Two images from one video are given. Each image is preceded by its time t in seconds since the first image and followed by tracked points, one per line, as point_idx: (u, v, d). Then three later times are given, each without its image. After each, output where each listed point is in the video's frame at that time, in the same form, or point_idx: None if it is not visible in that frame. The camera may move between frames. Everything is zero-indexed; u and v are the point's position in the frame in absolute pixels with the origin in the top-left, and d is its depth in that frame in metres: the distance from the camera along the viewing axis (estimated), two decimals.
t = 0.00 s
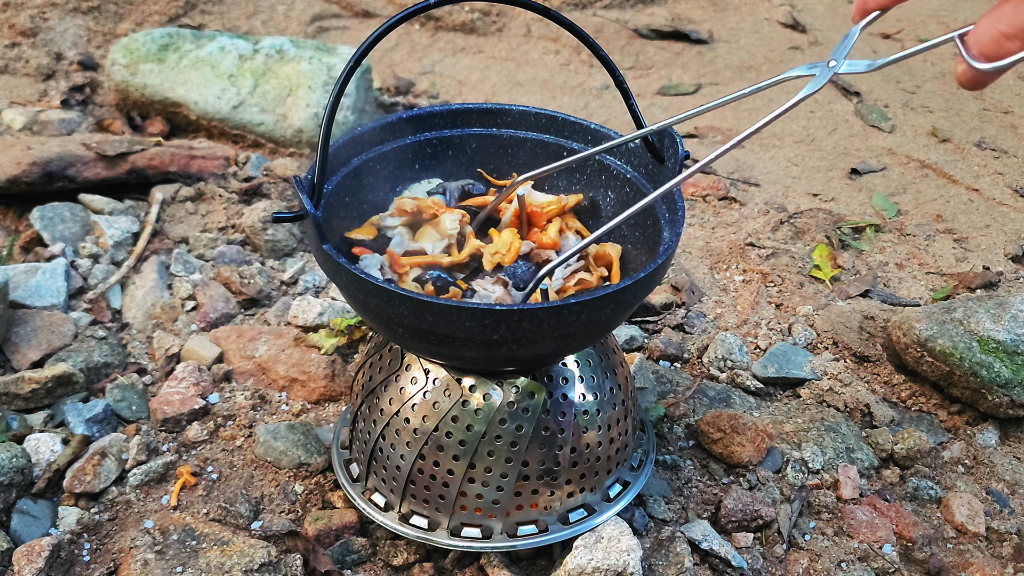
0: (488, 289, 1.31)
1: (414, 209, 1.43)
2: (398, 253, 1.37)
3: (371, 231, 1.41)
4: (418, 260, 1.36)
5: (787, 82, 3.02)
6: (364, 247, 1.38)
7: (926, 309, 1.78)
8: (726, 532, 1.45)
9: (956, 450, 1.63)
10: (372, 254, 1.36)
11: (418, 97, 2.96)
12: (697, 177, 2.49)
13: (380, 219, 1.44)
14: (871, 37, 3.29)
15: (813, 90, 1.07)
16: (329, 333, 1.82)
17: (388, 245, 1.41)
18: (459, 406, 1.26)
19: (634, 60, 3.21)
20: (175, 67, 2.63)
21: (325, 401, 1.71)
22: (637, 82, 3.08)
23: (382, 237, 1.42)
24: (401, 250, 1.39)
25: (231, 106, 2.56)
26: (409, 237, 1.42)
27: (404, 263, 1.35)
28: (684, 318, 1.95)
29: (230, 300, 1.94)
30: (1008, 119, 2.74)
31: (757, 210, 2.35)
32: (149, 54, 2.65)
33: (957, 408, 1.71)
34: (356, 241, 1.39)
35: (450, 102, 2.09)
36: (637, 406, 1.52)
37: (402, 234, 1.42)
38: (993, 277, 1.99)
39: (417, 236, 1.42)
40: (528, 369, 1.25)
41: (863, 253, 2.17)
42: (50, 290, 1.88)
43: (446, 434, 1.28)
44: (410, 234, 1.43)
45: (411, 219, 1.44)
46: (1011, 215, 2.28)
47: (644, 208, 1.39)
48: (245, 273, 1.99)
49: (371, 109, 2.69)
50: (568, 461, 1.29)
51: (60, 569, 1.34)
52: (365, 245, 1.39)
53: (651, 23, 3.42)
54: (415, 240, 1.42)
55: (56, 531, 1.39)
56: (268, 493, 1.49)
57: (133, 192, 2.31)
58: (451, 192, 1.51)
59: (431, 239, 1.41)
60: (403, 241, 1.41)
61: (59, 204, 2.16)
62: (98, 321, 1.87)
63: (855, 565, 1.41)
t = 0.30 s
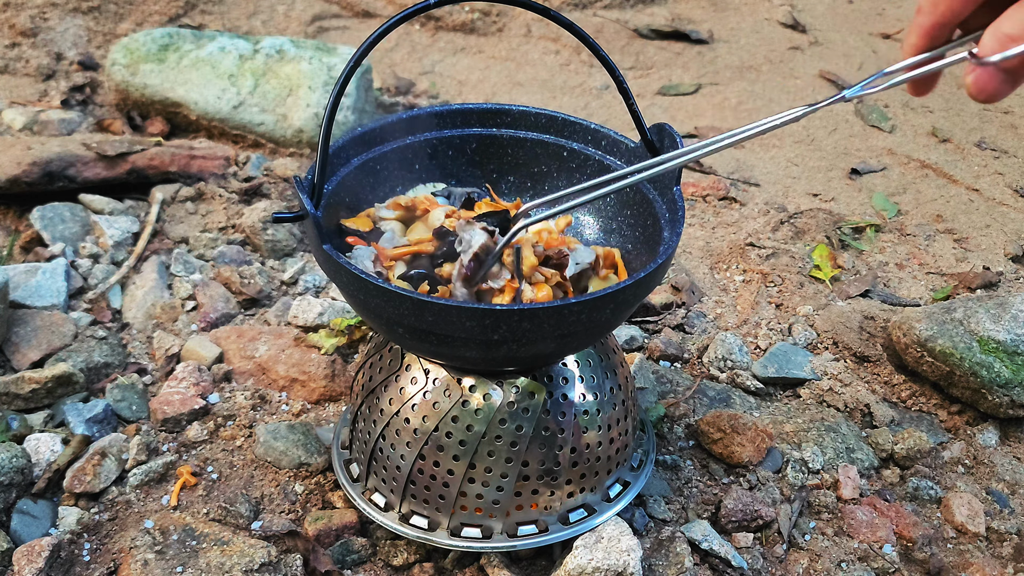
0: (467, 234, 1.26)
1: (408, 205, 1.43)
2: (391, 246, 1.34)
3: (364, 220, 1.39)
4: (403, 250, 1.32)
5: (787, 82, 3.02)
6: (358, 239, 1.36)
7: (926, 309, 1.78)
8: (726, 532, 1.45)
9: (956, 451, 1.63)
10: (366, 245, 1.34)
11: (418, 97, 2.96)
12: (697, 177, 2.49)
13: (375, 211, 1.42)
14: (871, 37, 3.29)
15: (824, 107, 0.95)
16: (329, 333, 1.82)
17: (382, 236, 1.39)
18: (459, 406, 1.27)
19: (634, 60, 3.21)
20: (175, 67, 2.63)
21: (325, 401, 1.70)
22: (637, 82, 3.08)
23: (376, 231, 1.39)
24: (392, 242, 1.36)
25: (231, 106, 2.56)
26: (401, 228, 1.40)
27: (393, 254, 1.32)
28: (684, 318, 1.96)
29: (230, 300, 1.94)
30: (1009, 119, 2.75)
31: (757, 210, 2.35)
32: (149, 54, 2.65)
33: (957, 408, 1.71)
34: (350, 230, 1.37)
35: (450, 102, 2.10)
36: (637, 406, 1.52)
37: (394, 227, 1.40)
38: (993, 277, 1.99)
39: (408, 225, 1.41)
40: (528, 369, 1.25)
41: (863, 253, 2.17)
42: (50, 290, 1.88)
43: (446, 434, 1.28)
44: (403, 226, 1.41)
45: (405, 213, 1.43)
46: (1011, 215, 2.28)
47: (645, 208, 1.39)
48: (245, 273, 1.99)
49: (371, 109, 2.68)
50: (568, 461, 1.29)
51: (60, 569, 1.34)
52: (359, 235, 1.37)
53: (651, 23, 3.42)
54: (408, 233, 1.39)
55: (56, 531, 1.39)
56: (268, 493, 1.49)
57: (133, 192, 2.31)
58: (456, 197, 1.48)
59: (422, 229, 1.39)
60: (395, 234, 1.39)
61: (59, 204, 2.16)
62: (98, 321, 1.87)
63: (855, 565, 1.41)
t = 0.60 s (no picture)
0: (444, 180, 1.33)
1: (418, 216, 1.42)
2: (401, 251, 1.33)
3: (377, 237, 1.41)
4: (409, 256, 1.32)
5: (787, 82, 3.02)
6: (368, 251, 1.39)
7: (926, 309, 1.78)
8: (726, 532, 1.45)
9: (956, 450, 1.63)
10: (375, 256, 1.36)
11: (418, 97, 2.96)
12: (697, 177, 2.49)
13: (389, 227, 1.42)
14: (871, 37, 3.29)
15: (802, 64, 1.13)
16: (329, 333, 1.82)
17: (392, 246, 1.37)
18: (459, 406, 1.26)
19: (634, 60, 3.21)
20: (175, 67, 2.63)
21: (325, 401, 1.70)
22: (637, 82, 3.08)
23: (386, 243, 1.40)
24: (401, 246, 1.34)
25: (231, 106, 2.56)
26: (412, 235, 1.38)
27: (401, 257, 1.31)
28: (684, 318, 1.96)
29: (230, 300, 1.94)
30: (1009, 119, 2.75)
31: (757, 210, 2.35)
32: (149, 54, 2.65)
33: (957, 409, 1.71)
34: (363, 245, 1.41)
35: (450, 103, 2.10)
36: (637, 406, 1.52)
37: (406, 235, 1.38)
38: (993, 277, 1.99)
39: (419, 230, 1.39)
40: (528, 369, 1.25)
41: (863, 252, 2.17)
42: (50, 290, 1.87)
43: (446, 434, 1.28)
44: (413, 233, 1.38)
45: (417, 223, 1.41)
46: (1011, 215, 2.28)
47: (645, 208, 1.39)
48: (245, 273, 1.99)
49: (371, 109, 2.68)
50: (568, 460, 1.29)
51: (60, 569, 1.34)
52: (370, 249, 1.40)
53: (651, 23, 3.42)
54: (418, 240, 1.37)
55: (56, 531, 1.39)
56: (267, 493, 1.49)
57: (133, 192, 2.31)
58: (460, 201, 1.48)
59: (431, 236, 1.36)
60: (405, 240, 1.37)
61: (59, 204, 2.16)
62: (99, 321, 1.87)
63: (855, 565, 1.41)
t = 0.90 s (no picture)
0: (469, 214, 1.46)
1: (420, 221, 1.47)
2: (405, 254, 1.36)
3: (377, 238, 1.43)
4: (414, 257, 1.34)
5: (787, 82, 3.02)
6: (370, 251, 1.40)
7: (925, 309, 1.78)
8: (726, 532, 1.45)
9: (956, 451, 1.63)
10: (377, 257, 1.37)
11: (418, 98, 2.96)
12: (697, 177, 2.49)
13: (391, 231, 1.45)
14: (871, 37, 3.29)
15: None
16: (329, 333, 1.82)
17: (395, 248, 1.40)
18: (459, 406, 1.27)
19: (634, 60, 3.21)
20: (175, 66, 2.63)
21: (325, 401, 1.71)
22: (637, 82, 3.08)
23: (389, 243, 1.43)
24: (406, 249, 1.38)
25: (231, 106, 2.56)
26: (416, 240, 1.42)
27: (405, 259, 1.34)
28: (684, 318, 1.96)
29: (230, 300, 1.94)
30: (1009, 119, 2.74)
31: (757, 210, 2.35)
32: (149, 54, 2.65)
33: (957, 408, 1.71)
34: (364, 246, 1.42)
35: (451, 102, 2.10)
36: (637, 406, 1.52)
37: (410, 238, 1.42)
38: (993, 277, 1.99)
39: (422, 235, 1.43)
40: (528, 369, 1.25)
41: (863, 252, 2.17)
42: (50, 290, 1.87)
43: (446, 434, 1.28)
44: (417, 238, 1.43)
45: (420, 227, 1.46)
46: (1011, 215, 2.28)
47: (645, 208, 1.39)
48: (245, 273, 1.99)
49: (371, 109, 2.68)
50: (568, 460, 1.29)
51: (60, 569, 1.34)
52: (371, 250, 1.41)
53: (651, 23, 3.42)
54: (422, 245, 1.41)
55: (56, 531, 1.39)
56: (267, 493, 1.49)
57: (133, 192, 2.31)
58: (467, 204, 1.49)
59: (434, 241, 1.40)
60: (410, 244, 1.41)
61: (59, 204, 2.16)
62: (99, 321, 1.87)
63: (855, 565, 1.41)
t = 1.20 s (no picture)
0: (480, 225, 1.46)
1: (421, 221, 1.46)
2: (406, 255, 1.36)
3: (378, 237, 1.42)
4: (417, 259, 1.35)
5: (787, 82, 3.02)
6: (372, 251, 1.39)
7: (926, 309, 1.78)
8: (726, 532, 1.44)
9: (956, 450, 1.63)
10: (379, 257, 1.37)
11: (418, 98, 2.96)
12: (697, 177, 2.49)
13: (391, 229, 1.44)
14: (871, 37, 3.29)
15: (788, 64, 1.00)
16: (329, 333, 1.82)
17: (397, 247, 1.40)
18: (459, 406, 1.27)
19: (634, 60, 3.21)
20: (175, 67, 2.63)
21: (325, 401, 1.70)
22: (637, 82, 3.08)
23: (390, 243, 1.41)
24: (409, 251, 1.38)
25: (231, 106, 2.56)
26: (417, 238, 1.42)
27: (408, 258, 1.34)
28: (684, 318, 1.95)
29: (230, 300, 1.94)
30: (1009, 119, 2.74)
31: (757, 210, 2.35)
32: (149, 54, 2.65)
33: (957, 409, 1.71)
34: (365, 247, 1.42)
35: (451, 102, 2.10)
36: (637, 406, 1.52)
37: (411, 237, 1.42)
38: (993, 277, 1.99)
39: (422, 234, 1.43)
40: (528, 369, 1.25)
41: (863, 252, 2.17)
42: (50, 290, 1.87)
43: (446, 434, 1.28)
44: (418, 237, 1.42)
45: (420, 227, 1.45)
46: (1011, 215, 2.28)
47: (645, 208, 1.40)
48: (245, 273, 1.99)
49: (371, 108, 2.68)
50: (568, 460, 1.29)
51: (60, 569, 1.34)
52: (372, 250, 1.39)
53: (651, 23, 3.42)
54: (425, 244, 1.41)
55: (56, 531, 1.39)
56: (267, 493, 1.49)
57: (133, 192, 2.31)
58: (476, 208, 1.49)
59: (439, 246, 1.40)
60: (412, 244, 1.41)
61: (59, 204, 2.16)
62: (98, 321, 1.87)
63: (855, 565, 1.41)
